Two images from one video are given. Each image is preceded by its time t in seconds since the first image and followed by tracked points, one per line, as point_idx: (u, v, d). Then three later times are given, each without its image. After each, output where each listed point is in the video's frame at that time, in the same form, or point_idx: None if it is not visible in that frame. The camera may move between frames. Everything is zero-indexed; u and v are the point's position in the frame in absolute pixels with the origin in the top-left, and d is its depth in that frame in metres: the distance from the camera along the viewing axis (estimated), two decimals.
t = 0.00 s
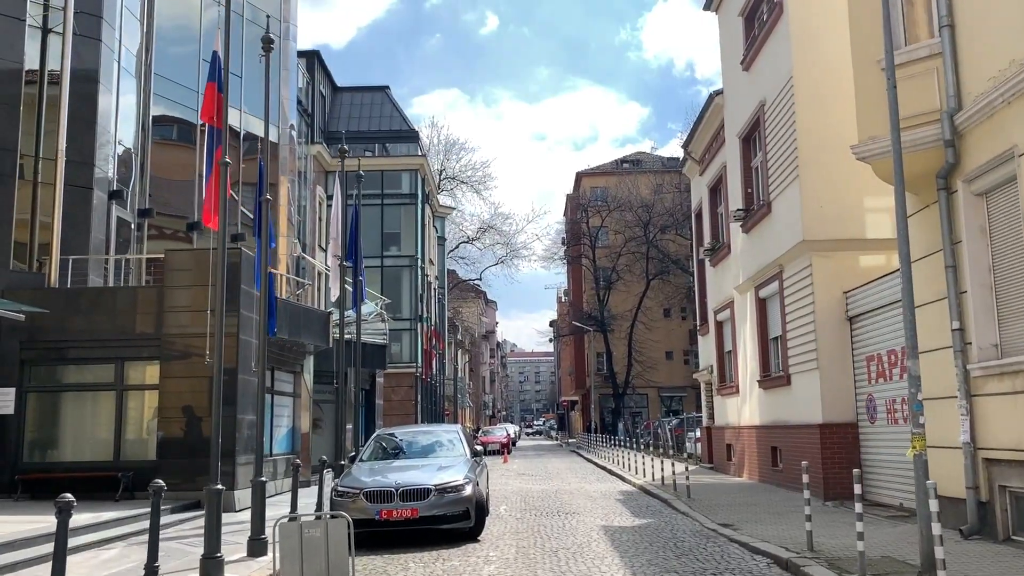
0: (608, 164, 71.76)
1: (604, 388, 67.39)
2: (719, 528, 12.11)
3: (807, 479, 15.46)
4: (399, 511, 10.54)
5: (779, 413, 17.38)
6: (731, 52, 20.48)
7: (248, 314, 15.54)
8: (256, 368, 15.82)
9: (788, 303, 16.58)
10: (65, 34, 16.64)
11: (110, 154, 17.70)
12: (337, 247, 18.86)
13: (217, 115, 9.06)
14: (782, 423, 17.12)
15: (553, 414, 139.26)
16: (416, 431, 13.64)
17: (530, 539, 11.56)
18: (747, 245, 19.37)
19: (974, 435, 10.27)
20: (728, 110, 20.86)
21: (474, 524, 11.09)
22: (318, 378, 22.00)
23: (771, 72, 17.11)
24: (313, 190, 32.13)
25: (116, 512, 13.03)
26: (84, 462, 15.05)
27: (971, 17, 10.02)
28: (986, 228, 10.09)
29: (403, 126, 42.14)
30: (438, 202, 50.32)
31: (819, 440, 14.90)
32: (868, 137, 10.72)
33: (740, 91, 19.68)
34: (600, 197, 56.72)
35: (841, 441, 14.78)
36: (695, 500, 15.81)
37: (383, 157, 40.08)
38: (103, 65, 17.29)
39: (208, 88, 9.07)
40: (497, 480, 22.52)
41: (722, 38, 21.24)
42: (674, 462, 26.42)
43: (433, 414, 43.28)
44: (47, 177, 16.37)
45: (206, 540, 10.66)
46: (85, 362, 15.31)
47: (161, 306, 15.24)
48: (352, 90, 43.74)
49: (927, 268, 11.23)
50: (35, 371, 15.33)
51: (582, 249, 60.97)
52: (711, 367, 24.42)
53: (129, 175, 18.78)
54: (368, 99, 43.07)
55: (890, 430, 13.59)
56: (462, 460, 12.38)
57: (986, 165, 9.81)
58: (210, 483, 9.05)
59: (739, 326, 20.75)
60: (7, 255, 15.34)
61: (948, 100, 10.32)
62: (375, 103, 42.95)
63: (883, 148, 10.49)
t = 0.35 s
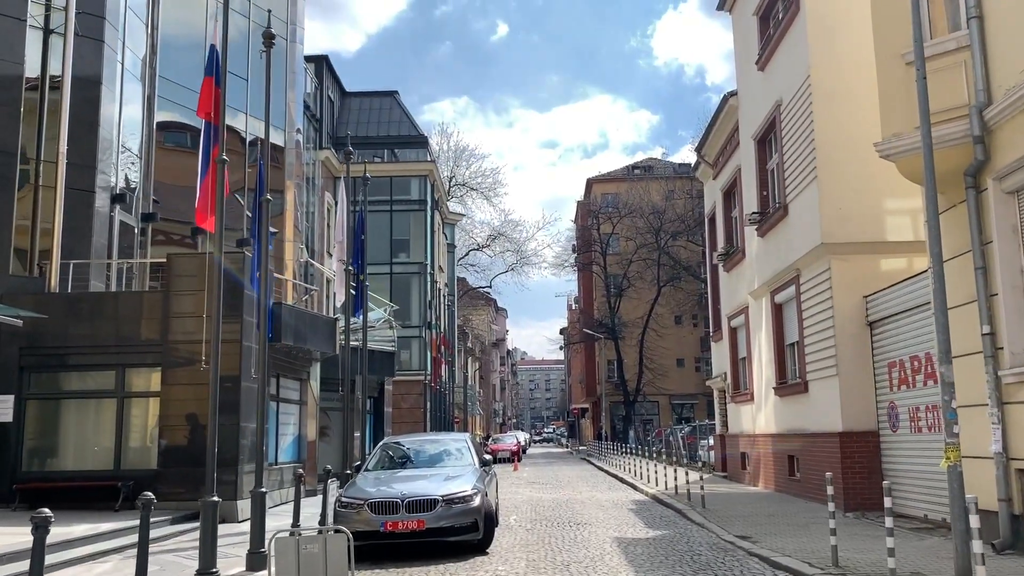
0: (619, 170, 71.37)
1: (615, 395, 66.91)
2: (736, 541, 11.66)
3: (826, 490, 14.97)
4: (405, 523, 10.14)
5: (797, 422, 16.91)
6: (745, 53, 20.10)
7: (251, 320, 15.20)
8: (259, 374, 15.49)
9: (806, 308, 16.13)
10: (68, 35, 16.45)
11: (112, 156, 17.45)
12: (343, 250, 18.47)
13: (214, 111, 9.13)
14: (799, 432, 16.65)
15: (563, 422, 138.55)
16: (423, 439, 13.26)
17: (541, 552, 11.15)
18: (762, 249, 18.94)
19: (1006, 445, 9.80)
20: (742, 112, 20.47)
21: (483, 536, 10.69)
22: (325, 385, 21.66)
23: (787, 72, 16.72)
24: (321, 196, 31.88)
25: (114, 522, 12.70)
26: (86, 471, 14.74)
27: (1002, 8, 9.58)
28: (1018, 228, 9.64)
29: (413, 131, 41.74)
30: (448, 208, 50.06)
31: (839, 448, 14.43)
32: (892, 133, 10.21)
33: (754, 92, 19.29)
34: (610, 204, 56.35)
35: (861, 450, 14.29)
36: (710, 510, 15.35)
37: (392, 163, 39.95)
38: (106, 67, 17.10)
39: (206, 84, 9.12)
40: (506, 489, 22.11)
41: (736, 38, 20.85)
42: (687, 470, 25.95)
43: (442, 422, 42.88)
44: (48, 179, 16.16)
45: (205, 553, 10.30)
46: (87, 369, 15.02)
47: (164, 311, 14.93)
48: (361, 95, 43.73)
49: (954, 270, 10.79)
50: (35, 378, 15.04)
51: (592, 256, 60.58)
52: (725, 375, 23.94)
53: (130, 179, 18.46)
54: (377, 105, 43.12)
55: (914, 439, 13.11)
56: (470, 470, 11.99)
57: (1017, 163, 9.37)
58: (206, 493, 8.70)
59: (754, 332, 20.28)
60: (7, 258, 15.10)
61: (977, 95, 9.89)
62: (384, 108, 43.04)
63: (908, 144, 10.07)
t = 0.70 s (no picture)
0: (628, 180, 71.03)
1: (624, 406, 66.32)
2: (750, 557, 11.19)
3: (842, 504, 14.48)
4: (405, 538, 9.72)
5: (812, 433, 16.42)
6: (757, 57, 19.73)
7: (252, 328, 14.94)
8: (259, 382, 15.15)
9: (820, 316, 15.70)
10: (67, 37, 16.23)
11: (112, 160, 17.18)
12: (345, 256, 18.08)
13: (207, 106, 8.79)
14: (815, 444, 16.15)
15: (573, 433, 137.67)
16: (427, 450, 12.86)
17: (548, 568, 10.73)
18: (775, 256, 18.51)
19: None
20: (754, 117, 20.07)
21: (487, 551, 10.25)
22: (328, 395, 21.29)
23: (801, 74, 16.31)
24: (327, 204, 31.61)
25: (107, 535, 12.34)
26: (83, 481, 14.42)
27: None
28: None
29: (420, 139, 41.44)
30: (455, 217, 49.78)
31: (856, 461, 13.94)
32: (912, 131, 9.76)
33: (766, 96, 18.89)
34: (619, 212, 55.98)
35: (879, 461, 13.79)
36: (723, 524, 14.87)
37: (398, 171, 39.81)
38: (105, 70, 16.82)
39: (199, 78, 8.86)
40: (513, 502, 21.67)
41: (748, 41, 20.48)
42: (698, 483, 25.43)
43: (450, 432, 42.45)
44: (46, 183, 15.90)
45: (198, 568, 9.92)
46: (85, 377, 14.72)
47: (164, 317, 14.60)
48: (369, 103, 43.90)
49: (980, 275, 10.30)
50: (31, 387, 14.72)
51: (601, 265, 60.17)
52: (737, 385, 23.44)
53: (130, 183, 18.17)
54: (385, 113, 43.17)
55: (935, 452, 12.62)
56: (474, 482, 11.56)
57: None
58: (194, 510, 8.48)
59: (767, 342, 19.82)
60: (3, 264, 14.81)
61: (1004, 90, 9.43)
62: (393, 116, 43.04)
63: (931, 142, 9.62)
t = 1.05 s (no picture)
0: (635, 185, 70.59)
1: (631, 413, 65.82)
2: (764, 569, 10.74)
3: (858, 512, 14.01)
4: (405, 547, 9.30)
5: (827, 439, 15.95)
6: (769, 54, 19.30)
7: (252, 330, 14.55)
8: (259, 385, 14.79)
9: (835, 319, 15.25)
10: (61, 33, 15.92)
11: (108, 159, 16.85)
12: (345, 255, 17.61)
13: (197, 93, 8.57)
14: (829, 450, 15.70)
15: (580, 439, 136.94)
16: (429, 455, 12.45)
17: None
18: (787, 257, 18.08)
19: None
20: (765, 116, 19.65)
21: (490, 561, 9.81)
22: (330, 399, 20.91)
23: (815, 70, 15.88)
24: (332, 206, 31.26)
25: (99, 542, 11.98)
26: (78, 487, 14.03)
27: None
28: None
29: (425, 143, 41.07)
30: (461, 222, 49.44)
31: (873, 467, 13.47)
32: (933, 123, 9.31)
33: (778, 93, 18.45)
34: (626, 217, 55.55)
35: (897, 469, 13.31)
36: (735, 533, 14.41)
37: (402, 175, 39.50)
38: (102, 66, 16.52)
39: (190, 64, 8.64)
40: (519, 509, 21.23)
41: (759, 39, 20.08)
42: (707, 490, 24.96)
43: (455, 438, 42.01)
44: (41, 182, 15.59)
45: None
46: (82, 379, 14.35)
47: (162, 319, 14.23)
48: (373, 106, 43.66)
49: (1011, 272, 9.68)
50: (23, 390, 14.36)
51: (608, 270, 59.74)
52: (748, 391, 22.95)
53: (128, 181, 17.82)
54: (390, 117, 42.94)
55: (956, 459, 12.15)
56: (477, 488, 11.15)
57: None
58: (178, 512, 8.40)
59: (779, 346, 19.35)
60: None
61: None
62: (397, 120, 42.77)
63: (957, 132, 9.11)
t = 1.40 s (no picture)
0: (636, 181, 70.21)
1: (632, 410, 65.43)
2: (773, 571, 10.36)
3: (867, 511, 13.62)
4: (399, 550, 8.92)
5: (833, 436, 15.56)
6: (774, 43, 18.89)
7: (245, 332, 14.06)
8: (252, 380, 14.44)
9: (843, 313, 14.83)
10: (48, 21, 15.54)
11: (98, 150, 16.47)
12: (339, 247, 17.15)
13: (178, 73, 8.42)
14: (836, 447, 15.31)
15: (580, 437, 136.64)
16: (426, 453, 12.05)
17: None
18: (792, 251, 17.69)
19: None
20: (769, 107, 19.25)
21: (488, 563, 9.42)
22: (325, 396, 20.52)
23: (822, 57, 15.48)
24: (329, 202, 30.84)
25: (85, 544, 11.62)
26: (68, 487, 13.66)
27: None
28: None
29: (424, 138, 40.67)
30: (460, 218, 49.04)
31: (882, 465, 13.08)
32: (952, 106, 8.93)
33: (783, 83, 18.05)
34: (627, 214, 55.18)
35: (909, 466, 12.89)
36: (741, 533, 14.02)
37: (400, 170, 39.11)
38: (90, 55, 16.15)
39: (170, 42, 8.50)
40: (519, 508, 20.85)
41: (763, 29, 19.67)
42: (710, 488, 24.57)
43: (455, 436, 41.62)
44: (28, 173, 15.21)
45: None
46: (71, 376, 13.98)
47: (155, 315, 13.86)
48: (373, 101, 43.24)
49: None
50: (9, 386, 13.98)
51: (608, 267, 59.37)
52: (752, 387, 22.55)
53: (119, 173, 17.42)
54: (389, 112, 42.51)
55: (969, 456, 11.77)
56: (476, 488, 10.77)
57: None
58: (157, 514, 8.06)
59: (784, 341, 18.96)
60: None
61: None
62: (397, 115, 42.35)
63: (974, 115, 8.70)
